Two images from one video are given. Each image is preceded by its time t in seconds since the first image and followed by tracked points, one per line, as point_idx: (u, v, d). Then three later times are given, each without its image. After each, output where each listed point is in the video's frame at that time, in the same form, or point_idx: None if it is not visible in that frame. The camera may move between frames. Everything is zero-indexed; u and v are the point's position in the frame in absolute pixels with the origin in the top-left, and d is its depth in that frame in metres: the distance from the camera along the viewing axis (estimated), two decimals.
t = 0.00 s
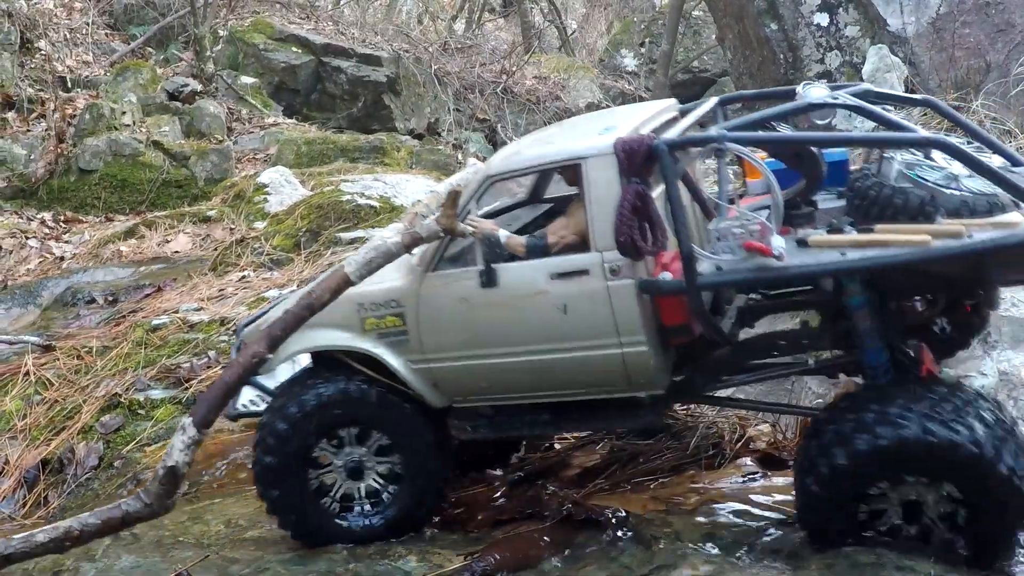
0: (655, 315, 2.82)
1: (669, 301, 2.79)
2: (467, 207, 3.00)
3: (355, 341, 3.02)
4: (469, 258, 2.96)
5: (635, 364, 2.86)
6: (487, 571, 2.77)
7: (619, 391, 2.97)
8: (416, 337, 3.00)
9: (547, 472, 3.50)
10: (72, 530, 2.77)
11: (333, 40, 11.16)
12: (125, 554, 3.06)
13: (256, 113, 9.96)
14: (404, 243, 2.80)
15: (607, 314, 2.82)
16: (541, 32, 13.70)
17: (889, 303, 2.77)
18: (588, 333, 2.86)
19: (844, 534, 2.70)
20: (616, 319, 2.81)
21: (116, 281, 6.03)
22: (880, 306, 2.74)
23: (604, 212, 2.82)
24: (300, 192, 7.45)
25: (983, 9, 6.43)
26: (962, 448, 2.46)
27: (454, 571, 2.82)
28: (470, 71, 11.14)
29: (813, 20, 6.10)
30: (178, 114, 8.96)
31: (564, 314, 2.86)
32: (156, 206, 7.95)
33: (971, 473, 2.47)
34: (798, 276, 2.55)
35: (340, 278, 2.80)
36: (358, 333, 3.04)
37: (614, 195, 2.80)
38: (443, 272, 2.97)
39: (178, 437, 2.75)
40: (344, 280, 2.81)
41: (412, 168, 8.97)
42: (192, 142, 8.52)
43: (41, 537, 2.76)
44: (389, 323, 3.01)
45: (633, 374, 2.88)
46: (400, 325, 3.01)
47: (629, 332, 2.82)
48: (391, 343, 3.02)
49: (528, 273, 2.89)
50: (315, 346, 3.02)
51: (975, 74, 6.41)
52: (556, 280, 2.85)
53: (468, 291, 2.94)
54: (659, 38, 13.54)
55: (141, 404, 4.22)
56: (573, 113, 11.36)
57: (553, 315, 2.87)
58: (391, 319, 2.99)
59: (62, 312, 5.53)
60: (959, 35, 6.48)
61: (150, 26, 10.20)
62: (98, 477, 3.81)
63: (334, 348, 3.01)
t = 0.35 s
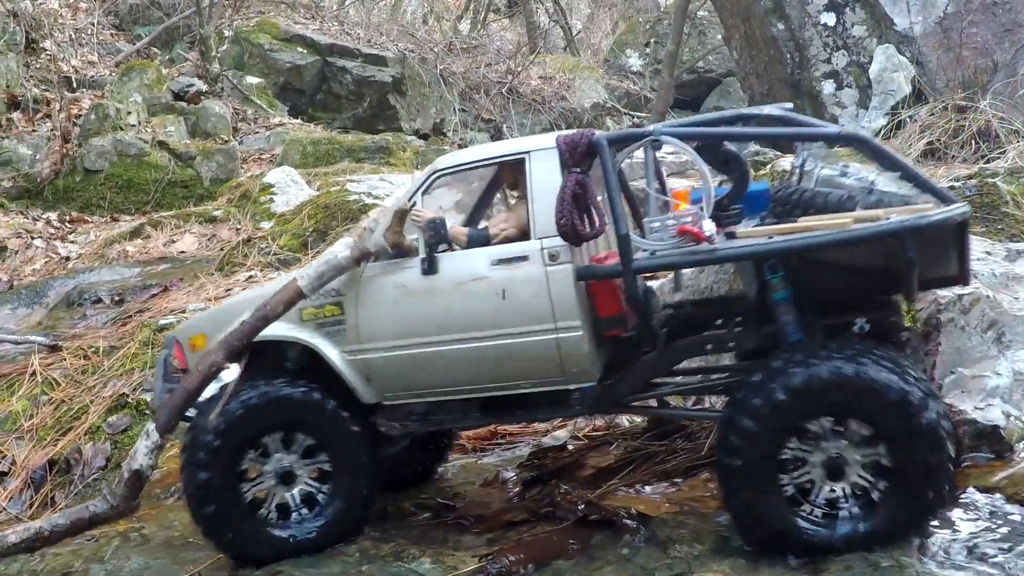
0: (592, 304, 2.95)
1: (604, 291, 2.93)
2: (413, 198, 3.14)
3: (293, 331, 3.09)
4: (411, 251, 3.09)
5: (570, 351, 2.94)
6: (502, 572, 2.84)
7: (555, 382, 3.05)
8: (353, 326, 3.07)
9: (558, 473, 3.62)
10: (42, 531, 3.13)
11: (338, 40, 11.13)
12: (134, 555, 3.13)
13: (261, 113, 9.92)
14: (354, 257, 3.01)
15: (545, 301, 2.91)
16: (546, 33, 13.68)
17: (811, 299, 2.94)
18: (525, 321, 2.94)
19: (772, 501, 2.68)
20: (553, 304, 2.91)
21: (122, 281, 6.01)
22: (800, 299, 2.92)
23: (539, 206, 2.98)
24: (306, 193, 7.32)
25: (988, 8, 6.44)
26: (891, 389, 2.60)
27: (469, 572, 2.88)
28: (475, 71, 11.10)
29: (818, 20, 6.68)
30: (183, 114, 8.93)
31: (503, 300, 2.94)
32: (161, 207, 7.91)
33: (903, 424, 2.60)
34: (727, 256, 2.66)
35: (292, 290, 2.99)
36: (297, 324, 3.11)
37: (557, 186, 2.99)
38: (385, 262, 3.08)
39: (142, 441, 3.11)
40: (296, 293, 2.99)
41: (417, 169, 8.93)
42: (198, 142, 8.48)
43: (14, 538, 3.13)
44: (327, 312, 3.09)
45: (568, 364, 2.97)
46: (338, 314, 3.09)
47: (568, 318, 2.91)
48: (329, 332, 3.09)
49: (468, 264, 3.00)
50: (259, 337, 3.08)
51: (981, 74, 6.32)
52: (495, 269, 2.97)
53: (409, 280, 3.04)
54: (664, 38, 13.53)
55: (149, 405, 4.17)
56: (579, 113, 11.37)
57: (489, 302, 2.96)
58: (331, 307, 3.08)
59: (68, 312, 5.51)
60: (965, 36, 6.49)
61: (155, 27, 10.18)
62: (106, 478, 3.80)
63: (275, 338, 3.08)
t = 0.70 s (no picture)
0: (513, 273, 3.03)
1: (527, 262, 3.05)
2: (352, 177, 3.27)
3: (229, 294, 3.11)
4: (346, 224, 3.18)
5: (494, 314, 3.00)
6: (511, 575, 2.86)
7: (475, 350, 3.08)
8: (284, 289, 3.10)
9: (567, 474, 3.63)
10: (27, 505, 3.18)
11: (343, 40, 11.13)
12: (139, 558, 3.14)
13: (266, 114, 9.90)
14: (299, 216, 3.09)
15: (472, 259, 3.00)
16: (551, 33, 13.65)
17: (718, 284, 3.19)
18: (450, 278, 3.01)
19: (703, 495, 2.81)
20: (482, 264, 3.00)
21: (127, 282, 6.02)
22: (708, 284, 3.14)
23: (472, 182, 3.14)
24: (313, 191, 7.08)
25: (995, 8, 6.33)
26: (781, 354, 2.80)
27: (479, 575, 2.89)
28: (480, 71, 11.25)
29: (823, 20, 6.72)
30: (189, 115, 8.92)
31: (433, 263, 3.02)
32: (166, 207, 7.92)
33: (807, 378, 2.79)
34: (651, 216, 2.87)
35: (240, 253, 3.04)
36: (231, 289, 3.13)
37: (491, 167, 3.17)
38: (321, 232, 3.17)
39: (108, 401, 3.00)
40: (244, 255, 3.05)
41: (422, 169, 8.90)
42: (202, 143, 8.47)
43: None
44: (259, 276, 3.12)
45: (489, 325, 3.02)
46: (270, 279, 3.12)
47: (495, 278, 3.00)
48: (261, 295, 3.11)
49: (400, 230, 3.10)
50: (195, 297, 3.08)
51: (987, 74, 6.13)
52: (428, 234, 3.07)
53: (341, 244, 3.12)
54: (668, 38, 13.52)
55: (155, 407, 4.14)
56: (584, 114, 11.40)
57: (419, 266, 3.03)
58: (265, 271, 3.12)
59: (73, 314, 5.53)
60: (972, 35, 6.39)
61: (159, 28, 10.17)
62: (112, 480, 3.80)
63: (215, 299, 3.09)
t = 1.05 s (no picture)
0: (442, 267, 3.19)
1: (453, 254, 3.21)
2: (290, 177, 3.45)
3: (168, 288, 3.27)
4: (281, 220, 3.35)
5: (419, 304, 3.15)
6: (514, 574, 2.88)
7: (403, 342, 3.21)
8: (219, 284, 3.25)
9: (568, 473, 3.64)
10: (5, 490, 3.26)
11: (347, 40, 11.14)
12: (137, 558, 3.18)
13: (270, 114, 9.86)
14: (235, 211, 3.24)
15: (399, 251, 3.16)
16: (555, 33, 13.63)
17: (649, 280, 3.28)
18: (377, 270, 3.16)
19: (624, 497, 2.82)
20: (409, 255, 3.16)
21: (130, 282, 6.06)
22: (643, 284, 3.22)
23: (402, 177, 3.31)
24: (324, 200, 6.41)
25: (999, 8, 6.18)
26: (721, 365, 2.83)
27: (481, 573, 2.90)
28: (484, 71, 11.13)
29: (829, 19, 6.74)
30: (193, 116, 8.92)
31: (360, 254, 3.18)
32: (171, 207, 7.89)
33: (725, 378, 2.82)
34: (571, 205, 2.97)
35: (178, 245, 3.20)
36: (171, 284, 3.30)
37: (418, 162, 3.34)
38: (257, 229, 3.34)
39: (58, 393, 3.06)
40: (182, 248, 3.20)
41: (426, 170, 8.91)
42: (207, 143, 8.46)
43: None
44: (196, 270, 3.29)
45: (416, 316, 3.16)
46: (206, 273, 3.28)
47: (421, 268, 3.15)
48: (197, 290, 3.26)
49: (331, 223, 3.27)
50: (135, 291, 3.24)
51: (992, 74, 6.13)
52: (356, 227, 3.23)
53: (274, 239, 3.29)
54: (673, 38, 13.53)
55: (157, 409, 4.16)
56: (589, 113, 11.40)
57: (347, 257, 3.18)
58: (202, 266, 3.28)
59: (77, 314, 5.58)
60: (977, 34, 6.29)
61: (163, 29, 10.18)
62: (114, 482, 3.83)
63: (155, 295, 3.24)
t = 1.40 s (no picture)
0: (378, 275, 3.28)
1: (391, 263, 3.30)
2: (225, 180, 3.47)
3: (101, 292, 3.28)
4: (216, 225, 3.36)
5: (354, 311, 3.16)
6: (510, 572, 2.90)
7: (338, 350, 3.23)
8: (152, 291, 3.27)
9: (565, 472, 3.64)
10: None
11: (349, 41, 11.16)
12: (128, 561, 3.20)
13: (272, 114, 9.83)
14: (168, 216, 3.24)
15: (332, 258, 3.17)
16: (556, 33, 13.65)
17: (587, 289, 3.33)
18: (312, 278, 3.17)
19: (566, 514, 2.84)
20: (343, 261, 3.16)
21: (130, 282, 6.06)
22: (580, 294, 3.24)
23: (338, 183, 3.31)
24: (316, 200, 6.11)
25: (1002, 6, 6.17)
26: (667, 381, 2.85)
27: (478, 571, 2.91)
28: (486, 71, 11.46)
29: (830, 18, 6.76)
30: (195, 116, 8.94)
31: (294, 261, 3.19)
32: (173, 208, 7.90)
33: (662, 396, 2.85)
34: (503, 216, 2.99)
35: (110, 253, 3.17)
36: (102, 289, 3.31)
37: (354, 168, 3.35)
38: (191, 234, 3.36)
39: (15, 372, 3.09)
40: (115, 256, 3.18)
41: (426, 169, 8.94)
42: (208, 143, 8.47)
43: None
44: (127, 276, 3.30)
45: (350, 324, 3.17)
46: (138, 279, 3.30)
47: (355, 277, 3.15)
48: (129, 295, 3.28)
49: (264, 229, 3.29)
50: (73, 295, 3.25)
51: (995, 72, 6.09)
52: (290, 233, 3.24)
53: (209, 245, 3.30)
54: (675, 39, 13.59)
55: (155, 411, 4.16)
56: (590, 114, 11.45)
57: (281, 263, 3.20)
58: (133, 271, 3.30)
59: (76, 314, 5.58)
60: (977, 35, 6.31)
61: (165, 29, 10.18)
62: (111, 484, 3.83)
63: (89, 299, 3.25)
